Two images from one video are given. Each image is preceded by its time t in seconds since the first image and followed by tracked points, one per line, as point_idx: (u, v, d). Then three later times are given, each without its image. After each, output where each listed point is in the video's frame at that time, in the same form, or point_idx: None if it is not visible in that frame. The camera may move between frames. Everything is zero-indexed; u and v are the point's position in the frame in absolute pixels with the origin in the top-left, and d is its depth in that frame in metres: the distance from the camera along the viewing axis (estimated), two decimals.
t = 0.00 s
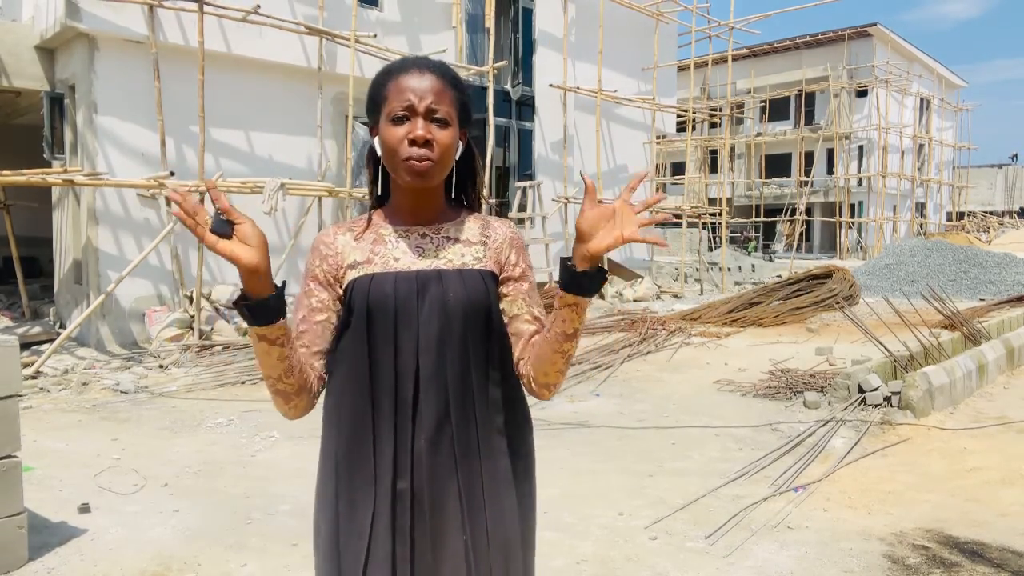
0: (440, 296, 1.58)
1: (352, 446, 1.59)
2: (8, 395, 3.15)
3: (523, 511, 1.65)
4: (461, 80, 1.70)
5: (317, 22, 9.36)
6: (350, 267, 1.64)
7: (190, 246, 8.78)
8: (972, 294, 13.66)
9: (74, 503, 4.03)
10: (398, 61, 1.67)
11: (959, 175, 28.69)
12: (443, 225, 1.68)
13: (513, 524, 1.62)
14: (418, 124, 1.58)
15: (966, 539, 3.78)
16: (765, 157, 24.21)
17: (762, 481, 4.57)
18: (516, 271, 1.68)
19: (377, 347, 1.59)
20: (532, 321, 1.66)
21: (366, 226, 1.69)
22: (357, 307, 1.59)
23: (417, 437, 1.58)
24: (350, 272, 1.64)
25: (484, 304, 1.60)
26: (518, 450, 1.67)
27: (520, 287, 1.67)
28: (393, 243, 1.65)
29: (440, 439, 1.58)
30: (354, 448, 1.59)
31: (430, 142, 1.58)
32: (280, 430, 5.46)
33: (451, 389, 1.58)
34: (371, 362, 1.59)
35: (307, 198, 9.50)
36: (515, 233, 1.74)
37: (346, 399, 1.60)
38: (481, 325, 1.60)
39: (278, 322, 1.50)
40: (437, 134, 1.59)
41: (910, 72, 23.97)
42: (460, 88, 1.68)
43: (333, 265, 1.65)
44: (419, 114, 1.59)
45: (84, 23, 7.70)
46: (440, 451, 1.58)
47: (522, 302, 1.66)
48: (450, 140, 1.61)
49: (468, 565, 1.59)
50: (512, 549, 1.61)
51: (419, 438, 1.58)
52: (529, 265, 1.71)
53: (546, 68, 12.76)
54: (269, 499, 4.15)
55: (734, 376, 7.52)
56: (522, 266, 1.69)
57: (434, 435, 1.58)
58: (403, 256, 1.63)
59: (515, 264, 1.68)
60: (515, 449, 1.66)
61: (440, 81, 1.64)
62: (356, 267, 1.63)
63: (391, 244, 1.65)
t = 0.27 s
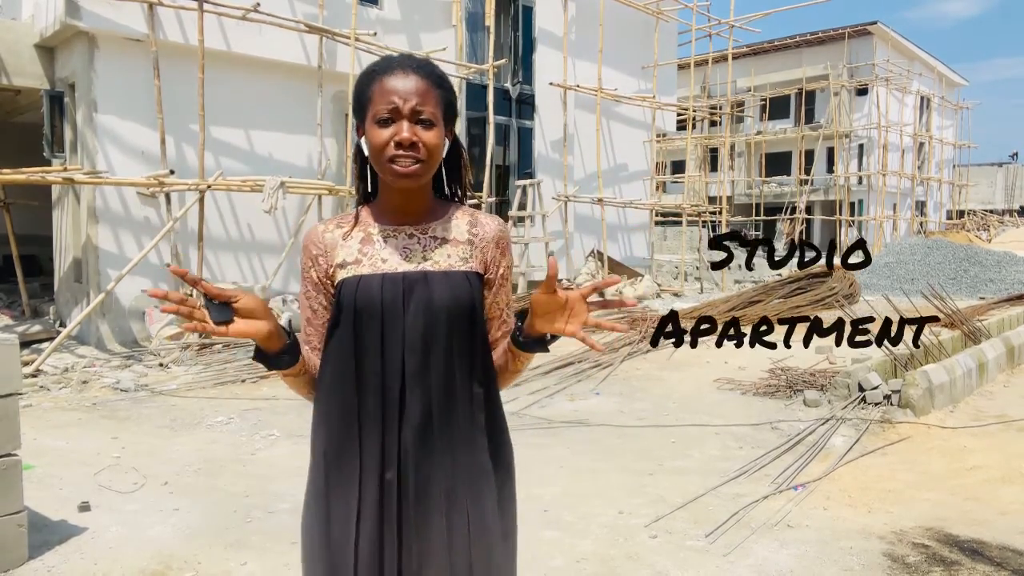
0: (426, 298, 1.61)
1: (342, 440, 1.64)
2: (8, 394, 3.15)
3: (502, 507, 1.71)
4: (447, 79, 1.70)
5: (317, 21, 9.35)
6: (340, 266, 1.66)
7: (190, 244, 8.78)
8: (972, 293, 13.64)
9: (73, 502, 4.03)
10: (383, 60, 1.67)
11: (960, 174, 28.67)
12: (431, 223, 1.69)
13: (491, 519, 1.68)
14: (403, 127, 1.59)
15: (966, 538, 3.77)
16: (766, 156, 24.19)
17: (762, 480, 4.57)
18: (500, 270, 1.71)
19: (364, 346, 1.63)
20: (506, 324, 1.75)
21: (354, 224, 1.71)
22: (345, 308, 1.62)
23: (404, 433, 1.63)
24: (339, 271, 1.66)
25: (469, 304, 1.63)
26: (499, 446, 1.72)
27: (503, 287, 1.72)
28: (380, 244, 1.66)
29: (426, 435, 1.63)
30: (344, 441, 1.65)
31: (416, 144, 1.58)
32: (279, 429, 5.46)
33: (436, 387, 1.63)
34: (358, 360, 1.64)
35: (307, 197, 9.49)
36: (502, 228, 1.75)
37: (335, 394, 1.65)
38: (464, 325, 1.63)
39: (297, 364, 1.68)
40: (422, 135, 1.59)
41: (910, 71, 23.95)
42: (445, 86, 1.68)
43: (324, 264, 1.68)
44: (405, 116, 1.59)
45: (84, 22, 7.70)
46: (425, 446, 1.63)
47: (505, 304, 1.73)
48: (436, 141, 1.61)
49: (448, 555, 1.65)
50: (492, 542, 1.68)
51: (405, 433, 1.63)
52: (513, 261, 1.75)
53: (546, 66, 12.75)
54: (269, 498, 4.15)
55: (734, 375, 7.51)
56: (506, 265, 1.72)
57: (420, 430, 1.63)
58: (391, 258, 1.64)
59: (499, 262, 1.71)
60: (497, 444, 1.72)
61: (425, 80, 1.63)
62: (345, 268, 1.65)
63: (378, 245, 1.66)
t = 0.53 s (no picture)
0: (415, 300, 1.61)
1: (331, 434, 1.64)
2: (8, 394, 3.15)
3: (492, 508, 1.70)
4: (437, 83, 1.69)
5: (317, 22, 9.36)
6: (334, 267, 1.67)
7: (190, 245, 8.78)
8: (972, 294, 13.64)
9: (74, 503, 4.03)
10: (372, 66, 1.67)
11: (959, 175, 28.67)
12: (421, 226, 1.68)
13: (480, 518, 1.68)
14: (386, 130, 1.59)
15: (966, 539, 3.77)
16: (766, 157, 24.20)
17: (763, 481, 4.57)
18: (491, 272, 1.70)
19: (355, 346, 1.63)
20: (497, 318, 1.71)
21: (348, 225, 1.70)
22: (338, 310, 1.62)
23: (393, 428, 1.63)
24: (333, 272, 1.67)
25: (457, 307, 1.63)
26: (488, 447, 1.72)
27: (494, 288, 1.70)
28: (371, 247, 1.66)
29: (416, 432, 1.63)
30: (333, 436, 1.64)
31: (397, 147, 1.58)
32: (280, 430, 5.46)
33: (426, 384, 1.63)
34: (349, 360, 1.64)
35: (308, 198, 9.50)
36: (493, 230, 1.73)
37: (325, 392, 1.65)
38: (454, 327, 1.63)
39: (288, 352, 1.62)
40: (405, 139, 1.59)
41: (910, 72, 23.96)
42: (434, 90, 1.67)
43: (318, 263, 1.68)
44: (388, 120, 1.60)
45: (84, 23, 7.70)
46: (414, 442, 1.63)
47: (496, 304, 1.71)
48: (419, 144, 1.60)
49: (435, 556, 1.65)
50: (479, 542, 1.67)
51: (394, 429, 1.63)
52: (505, 263, 1.73)
53: (546, 67, 12.76)
54: (269, 499, 4.15)
55: (733, 376, 7.52)
56: (497, 267, 1.71)
57: (409, 427, 1.63)
58: (381, 261, 1.64)
59: (489, 264, 1.70)
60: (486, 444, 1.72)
61: (412, 85, 1.63)
62: (338, 269, 1.66)
63: (370, 248, 1.65)
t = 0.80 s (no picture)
0: (411, 300, 1.62)
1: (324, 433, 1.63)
2: (8, 394, 3.14)
3: (486, 508, 1.72)
4: (437, 85, 1.68)
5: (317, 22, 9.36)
6: (330, 266, 1.66)
7: (190, 245, 8.78)
8: (972, 293, 13.64)
9: (73, 503, 4.03)
10: (372, 66, 1.66)
11: (959, 175, 28.67)
12: (418, 227, 1.67)
13: (474, 517, 1.68)
14: (391, 134, 1.57)
15: (966, 538, 3.77)
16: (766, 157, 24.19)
17: (763, 480, 4.57)
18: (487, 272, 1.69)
19: (349, 349, 1.63)
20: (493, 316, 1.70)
21: (345, 224, 1.70)
22: (334, 311, 1.62)
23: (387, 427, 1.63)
24: (330, 270, 1.66)
25: (452, 308, 1.64)
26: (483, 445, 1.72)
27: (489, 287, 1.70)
28: (368, 246, 1.65)
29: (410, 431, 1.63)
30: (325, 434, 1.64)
31: (402, 152, 1.57)
32: (279, 430, 5.46)
33: (421, 384, 1.63)
34: (344, 362, 1.63)
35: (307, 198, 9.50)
36: (490, 229, 1.73)
37: (320, 394, 1.64)
38: (447, 327, 1.64)
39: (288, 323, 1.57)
40: (409, 143, 1.58)
41: (910, 71, 23.96)
42: (435, 93, 1.66)
43: (315, 261, 1.67)
44: (393, 123, 1.58)
45: (84, 22, 7.70)
46: (409, 442, 1.63)
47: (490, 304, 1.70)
48: (423, 148, 1.60)
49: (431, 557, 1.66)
50: (473, 544, 1.68)
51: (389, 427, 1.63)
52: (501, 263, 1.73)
53: (546, 67, 12.76)
54: (269, 499, 4.15)
55: (733, 375, 7.51)
56: (494, 267, 1.71)
57: (404, 427, 1.62)
58: (378, 261, 1.64)
59: (485, 264, 1.70)
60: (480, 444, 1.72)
61: (415, 88, 1.62)
62: (335, 268, 1.65)
63: (366, 247, 1.65)
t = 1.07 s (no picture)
0: (413, 310, 1.59)
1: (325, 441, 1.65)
2: (8, 394, 3.14)
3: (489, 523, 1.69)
4: (441, 86, 1.68)
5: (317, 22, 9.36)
6: (331, 273, 1.62)
7: (190, 245, 8.79)
8: (972, 294, 13.65)
9: (74, 503, 4.03)
10: (375, 65, 1.64)
11: (959, 175, 28.68)
12: (421, 231, 1.63)
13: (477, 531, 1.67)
14: (401, 137, 1.56)
15: (966, 538, 3.77)
16: (766, 157, 24.20)
17: (763, 481, 4.57)
18: (491, 278, 1.67)
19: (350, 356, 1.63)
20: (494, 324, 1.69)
21: (345, 228, 1.65)
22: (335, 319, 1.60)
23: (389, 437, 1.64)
24: (331, 277, 1.63)
25: (454, 315, 1.62)
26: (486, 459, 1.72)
27: (492, 293, 1.68)
28: (369, 253, 1.61)
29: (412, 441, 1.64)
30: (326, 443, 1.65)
31: (413, 155, 1.56)
32: (280, 430, 5.46)
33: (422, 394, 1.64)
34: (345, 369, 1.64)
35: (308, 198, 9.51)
36: (493, 232, 1.70)
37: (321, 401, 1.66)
38: (448, 335, 1.62)
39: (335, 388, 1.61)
40: (419, 146, 1.57)
41: (910, 71, 23.96)
42: (439, 94, 1.66)
43: (316, 267, 1.63)
44: (402, 126, 1.57)
45: (84, 22, 7.70)
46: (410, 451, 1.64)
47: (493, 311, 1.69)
48: (432, 151, 1.59)
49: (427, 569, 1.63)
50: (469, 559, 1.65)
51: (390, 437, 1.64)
52: (504, 267, 1.70)
53: (546, 67, 12.76)
54: (269, 499, 4.15)
55: (733, 375, 7.51)
56: (497, 271, 1.68)
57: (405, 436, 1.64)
58: (380, 268, 1.60)
59: (489, 269, 1.67)
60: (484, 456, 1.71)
61: (421, 90, 1.61)
62: (335, 275, 1.62)
63: (368, 254, 1.61)
